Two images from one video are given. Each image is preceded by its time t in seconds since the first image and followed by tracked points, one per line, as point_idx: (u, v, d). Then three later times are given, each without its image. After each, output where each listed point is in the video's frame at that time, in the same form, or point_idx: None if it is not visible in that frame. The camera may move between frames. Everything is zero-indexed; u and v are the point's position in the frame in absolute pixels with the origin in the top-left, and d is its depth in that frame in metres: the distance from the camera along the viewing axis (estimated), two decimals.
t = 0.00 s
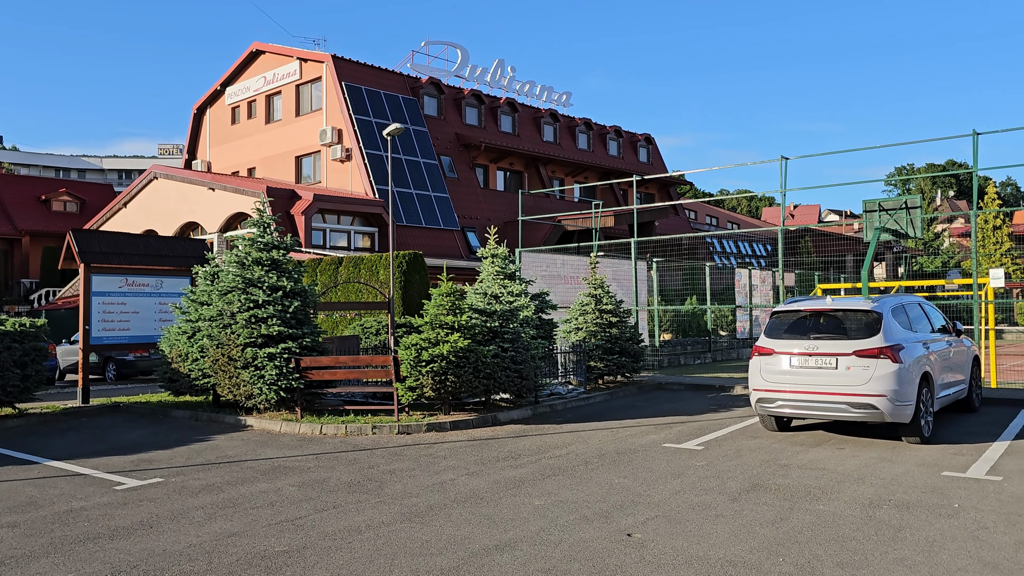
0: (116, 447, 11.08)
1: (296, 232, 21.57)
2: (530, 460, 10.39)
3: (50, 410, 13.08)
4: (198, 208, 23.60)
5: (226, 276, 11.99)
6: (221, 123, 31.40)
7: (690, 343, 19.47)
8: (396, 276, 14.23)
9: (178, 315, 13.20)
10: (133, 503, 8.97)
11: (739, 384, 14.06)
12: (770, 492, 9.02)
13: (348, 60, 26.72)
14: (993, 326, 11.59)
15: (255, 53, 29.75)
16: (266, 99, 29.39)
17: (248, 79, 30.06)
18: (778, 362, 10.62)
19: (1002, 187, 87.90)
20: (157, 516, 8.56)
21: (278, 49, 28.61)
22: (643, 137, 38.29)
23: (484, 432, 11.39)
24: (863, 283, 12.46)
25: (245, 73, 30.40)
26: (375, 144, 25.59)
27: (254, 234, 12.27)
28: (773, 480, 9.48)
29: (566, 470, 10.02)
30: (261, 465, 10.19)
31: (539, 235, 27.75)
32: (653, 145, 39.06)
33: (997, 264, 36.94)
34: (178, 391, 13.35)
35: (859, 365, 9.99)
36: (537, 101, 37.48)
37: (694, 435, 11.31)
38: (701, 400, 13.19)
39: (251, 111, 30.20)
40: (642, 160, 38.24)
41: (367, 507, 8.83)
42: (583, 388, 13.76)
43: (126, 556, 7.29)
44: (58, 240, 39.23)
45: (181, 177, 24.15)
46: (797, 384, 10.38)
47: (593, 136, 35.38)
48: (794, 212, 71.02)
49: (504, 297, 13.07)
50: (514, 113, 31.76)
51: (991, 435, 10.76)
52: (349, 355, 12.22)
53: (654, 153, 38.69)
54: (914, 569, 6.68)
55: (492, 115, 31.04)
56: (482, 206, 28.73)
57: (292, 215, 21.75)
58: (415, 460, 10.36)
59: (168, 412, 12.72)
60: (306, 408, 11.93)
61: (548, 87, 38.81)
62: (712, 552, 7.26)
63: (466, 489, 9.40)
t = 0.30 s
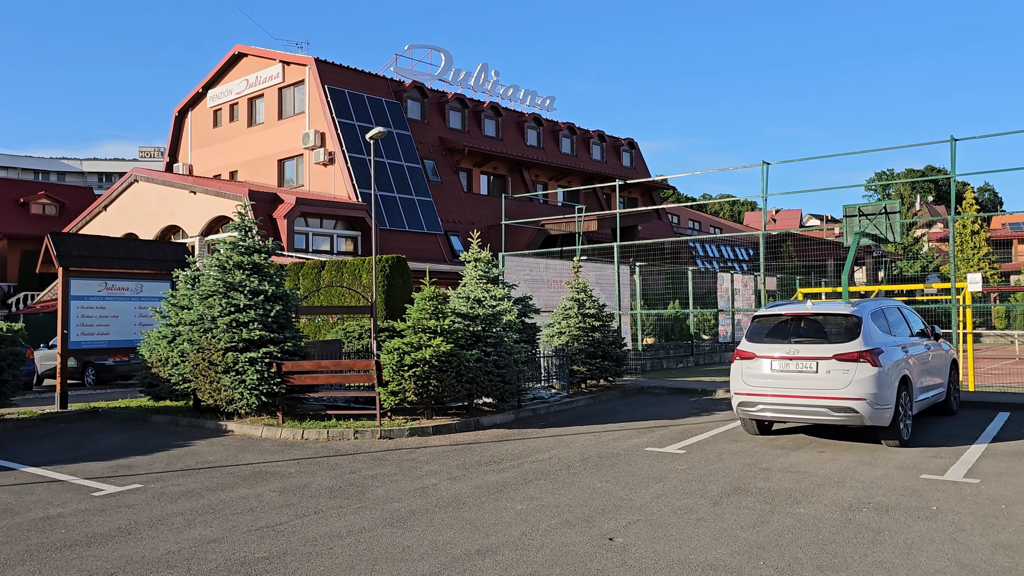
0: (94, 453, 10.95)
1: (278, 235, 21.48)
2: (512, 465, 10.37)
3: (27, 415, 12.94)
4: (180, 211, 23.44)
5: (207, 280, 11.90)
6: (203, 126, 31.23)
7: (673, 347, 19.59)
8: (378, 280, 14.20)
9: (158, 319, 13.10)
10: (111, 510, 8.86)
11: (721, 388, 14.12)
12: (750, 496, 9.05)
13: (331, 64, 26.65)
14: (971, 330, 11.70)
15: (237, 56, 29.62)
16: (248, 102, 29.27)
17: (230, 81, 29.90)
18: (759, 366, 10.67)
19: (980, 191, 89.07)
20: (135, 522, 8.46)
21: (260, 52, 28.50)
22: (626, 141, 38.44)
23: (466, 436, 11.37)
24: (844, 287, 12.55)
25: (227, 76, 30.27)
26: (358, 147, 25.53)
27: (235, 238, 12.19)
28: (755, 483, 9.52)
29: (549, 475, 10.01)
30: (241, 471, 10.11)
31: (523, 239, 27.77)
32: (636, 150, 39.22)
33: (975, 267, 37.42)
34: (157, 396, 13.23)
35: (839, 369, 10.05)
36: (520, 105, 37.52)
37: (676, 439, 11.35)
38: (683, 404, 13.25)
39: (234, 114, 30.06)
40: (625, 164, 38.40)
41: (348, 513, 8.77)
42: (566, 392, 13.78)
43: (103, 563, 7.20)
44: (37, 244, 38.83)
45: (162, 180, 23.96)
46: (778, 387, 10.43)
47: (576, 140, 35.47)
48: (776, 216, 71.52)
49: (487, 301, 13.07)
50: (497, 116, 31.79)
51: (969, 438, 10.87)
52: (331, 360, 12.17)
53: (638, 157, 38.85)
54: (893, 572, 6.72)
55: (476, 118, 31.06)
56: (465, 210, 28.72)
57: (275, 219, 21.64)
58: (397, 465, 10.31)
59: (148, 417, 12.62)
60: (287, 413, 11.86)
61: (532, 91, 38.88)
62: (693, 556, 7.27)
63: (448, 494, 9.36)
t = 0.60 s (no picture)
0: (75, 458, 10.84)
1: (262, 238, 21.39)
2: (497, 468, 10.36)
3: (7, 420, 12.80)
4: (163, 214, 23.28)
5: (190, 283, 11.82)
6: (186, 128, 31.03)
7: (657, 349, 19.69)
8: (363, 283, 14.16)
9: (140, 323, 13.01)
10: (92, 515, 8.77)
11: (706, 390, 14.17)
12: (734, 498, 9.08)
13: (316, 66, 26.57)
14: (952, 332, 11.79)
15: (220, 57, 29.49)
16: (232, 103, 29.14)
17: (214, 83, 29.76)
18: (742, 368, 10.72)
19: (960, 195, 90.21)
20: (116, 527, 8.38)
21: (244, 53, 28.39)
22: (611, 144, 38.53)
23: (451, 439, 11.35)
24: (827, 289, 12.62)
25: (210, 78, 30.11)
26: (343, 149, 25.46)
27: (218, 240, 12.12)
28: (739, 485, 9.56)
29: (533, 478, 10.00)
30: (224, 475, 10.03)
31: (508, 242, 27.77)
32: (621, 153, 39.32)
33: (955, 270, 37.88)
34: (139, 401, 13.11)
35: (822, 371, 10.11)
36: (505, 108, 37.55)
37: (661, 441, 11.37)
38: (668, 406, 13.29)
39: (217, 116, 29.91)
40: (610, 167, 38.50)
41: (332, 517, 8.72)
42: (551, 395, 13.79)
43: (83, 570, 7.12)
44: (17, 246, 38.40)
45: (145, 182, 23.78)
46: (761, 389, 10.48)
47: (561, 143, 35.52)
48: (760, 219, 71.84)
49: (472, 303, 13.06)
50: (482, 119, 31.80)
51: (949, 439, 10.96)
52: (315, 363, 12.11)
53: (622, 160, 38.96)
54: (875, 573, 6.76)
55: (460, 121, 31.06)
56: (450, 212, 28.69)
57: (258, 221, 21.53)
58: (381, 469, 10.27)
59: (130, 422, 12.52)
60: (271, 417, 11.79)
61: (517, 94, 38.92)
62: (677, 558, 7.30)
63: (432, 497, 9.33)
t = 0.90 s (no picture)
0: (56, 461, 10.73)
1: (246, 239, 21.29)
2: (482, 469, 10.35)
3: None
4: (146, 215, 23.11)
5: (173, 285, 11.74)
6: (168, 129, 30.85)
7: (643, 350, 19.77)
8: (348, 284, 14.12)
9: (122, 325, 12.91)
10: (73, 519, 8.69)
11: (691, 391, 14.22)
12: (718, 498, 9.12)
13: (300, 66, 26.46)
14: (934, 332, 11.88)
15: (204, 57, 29.32)
16: (216, 104, 28.98)
17: (197, 83, 29.59)
18: (727, 368, 10.76)
19: (943, 195, 91.08)
20: (98, 531, 8.30)
21: (227, 53, 28.24)
22: (597, 145, 38.62)
23: (437, 441, 11.33)
24: (810, 289, 12.68)
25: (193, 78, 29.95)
26: (328, 150, 25.36)
27: (201, 242, 12.04)
28: (723, 485, 9.59)
29: (518, 479, 10.01)
30: (207, 478, 9.96)
31: (495, 243, 27.76)
32: (606, 154, 39.41)
33: (938, 270, 38.24)
34: (122, 403, 13.00)
35: (805, 371, 10.16)
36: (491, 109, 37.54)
37: (646, 442, 11.40)
38: (653, 407, 13.32)
39: (201, 116, 29.74)
40: (595, 168, 38.58)
41: (316, 520, 8.68)
42: (536, 396, 13.80)
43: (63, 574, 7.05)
44: None
45: (128, 183, 23.60)
46: (746, 390, 10.52)
47: (547, 144, 35.55)
48: (745, 220, 72.16)
49: (457, 305, 13.06)
50: (468, 120, 31.78)
51: (931, 438, 11.05)
52: (299, 365, 12.07)
53: (608, 161, 39.04)
54: (857, 572, 6.81)
55: (446, 122, 31.03)
56: (436, 213, 28.66)
57: (242, 222, 21.42)
58: (366, 470, 10.24)
59: (112, 424, 12.42)
60: (255, 419, 11.74)
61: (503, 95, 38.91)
62: (661, 558, 7.32)
63: (417, 499, 9.31)
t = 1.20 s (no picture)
0: (37, 462, 10.62)
1: (230, 238, 21.19)
2: (467, 468, 10.34)
3: None
4: (129, 213, 22.93)
5: (155, 284, 11.65)
6: (151, 127, 30.62)
7: (627, 348, 19.85)
8: (332, 283, 14.08)
9: (103, 324, 12.80)
10: (53, 521, 8.60)
11: (675, 389, 14.27)
12: (702, 495, 9.16)
13: (284, 64, 26.33)
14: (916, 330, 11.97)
15: (187, 55, 29.13)
16: (199, 102, 28.79)
17: (180, 81, 29.38)
18: (711, 366, 10.80)
19: (925, 194, 91.91)
20: (79, 533, 8.23)
21: (211, 51, 28.07)
22: (582, 144, 38.66)
23: (422, 439, 11.32)
24: (793, 287, 12.75)
25: (176, 76, 29.74)
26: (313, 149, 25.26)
27: (183, 241, 11.95)
28: (707, 482, 9.63)
29: (503, 477, 10.01)
30: (191, 478, 9.90)
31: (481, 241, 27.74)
32: (591, 153, 39.47)
33: (920, 268, 38.61)
34: (103, 403, 12.90)
35: (788, 369, 10.22)
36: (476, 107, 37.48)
37: (630, 440, 11.43)
38: (638, 405, 13.35)
39: (184, 115, 29.54)
40: (580, 166, 38.64)
41: (300, 519, 8.65)
42: (521, 394, 13.81)
43: None
44: None
45: (110, 181, 23.40)
46: (729, 387, 10.57)
47: (532, 142, 35.54)
48: (729, 218, 72.55)
49: (442, 303, 13.05)
50: (453, 118, 31.73)
51: (912, 435, 11.14)
52: (283, 364, 12.02)
53: (593, 160, 39.10)
54: (840, 567, 6.86)
55: (431, 120, 30.97)
56: (421, 212, 28.62)
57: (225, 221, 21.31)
58: (351, 470, 10.21)
59: (94, 425, 12.32)
60: (239, 419, 11.68)
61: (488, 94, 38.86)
62: (645, 555, 7.34)
63: (402, 498, 9.30)
